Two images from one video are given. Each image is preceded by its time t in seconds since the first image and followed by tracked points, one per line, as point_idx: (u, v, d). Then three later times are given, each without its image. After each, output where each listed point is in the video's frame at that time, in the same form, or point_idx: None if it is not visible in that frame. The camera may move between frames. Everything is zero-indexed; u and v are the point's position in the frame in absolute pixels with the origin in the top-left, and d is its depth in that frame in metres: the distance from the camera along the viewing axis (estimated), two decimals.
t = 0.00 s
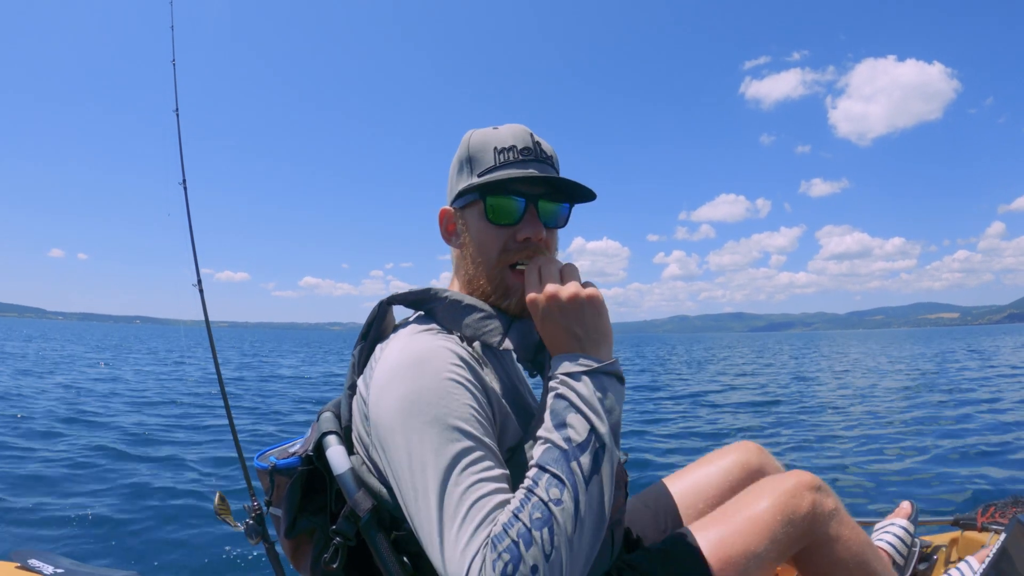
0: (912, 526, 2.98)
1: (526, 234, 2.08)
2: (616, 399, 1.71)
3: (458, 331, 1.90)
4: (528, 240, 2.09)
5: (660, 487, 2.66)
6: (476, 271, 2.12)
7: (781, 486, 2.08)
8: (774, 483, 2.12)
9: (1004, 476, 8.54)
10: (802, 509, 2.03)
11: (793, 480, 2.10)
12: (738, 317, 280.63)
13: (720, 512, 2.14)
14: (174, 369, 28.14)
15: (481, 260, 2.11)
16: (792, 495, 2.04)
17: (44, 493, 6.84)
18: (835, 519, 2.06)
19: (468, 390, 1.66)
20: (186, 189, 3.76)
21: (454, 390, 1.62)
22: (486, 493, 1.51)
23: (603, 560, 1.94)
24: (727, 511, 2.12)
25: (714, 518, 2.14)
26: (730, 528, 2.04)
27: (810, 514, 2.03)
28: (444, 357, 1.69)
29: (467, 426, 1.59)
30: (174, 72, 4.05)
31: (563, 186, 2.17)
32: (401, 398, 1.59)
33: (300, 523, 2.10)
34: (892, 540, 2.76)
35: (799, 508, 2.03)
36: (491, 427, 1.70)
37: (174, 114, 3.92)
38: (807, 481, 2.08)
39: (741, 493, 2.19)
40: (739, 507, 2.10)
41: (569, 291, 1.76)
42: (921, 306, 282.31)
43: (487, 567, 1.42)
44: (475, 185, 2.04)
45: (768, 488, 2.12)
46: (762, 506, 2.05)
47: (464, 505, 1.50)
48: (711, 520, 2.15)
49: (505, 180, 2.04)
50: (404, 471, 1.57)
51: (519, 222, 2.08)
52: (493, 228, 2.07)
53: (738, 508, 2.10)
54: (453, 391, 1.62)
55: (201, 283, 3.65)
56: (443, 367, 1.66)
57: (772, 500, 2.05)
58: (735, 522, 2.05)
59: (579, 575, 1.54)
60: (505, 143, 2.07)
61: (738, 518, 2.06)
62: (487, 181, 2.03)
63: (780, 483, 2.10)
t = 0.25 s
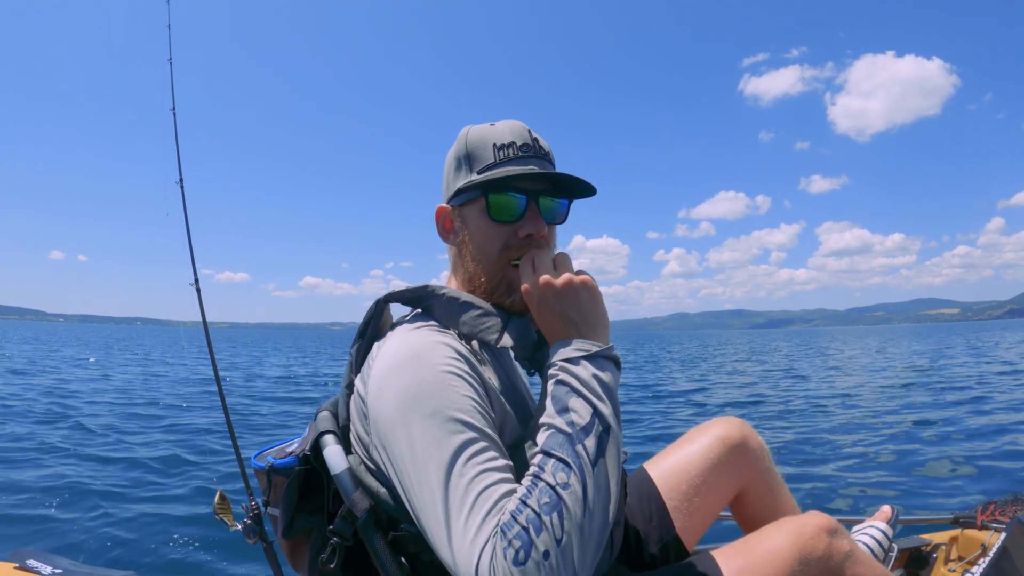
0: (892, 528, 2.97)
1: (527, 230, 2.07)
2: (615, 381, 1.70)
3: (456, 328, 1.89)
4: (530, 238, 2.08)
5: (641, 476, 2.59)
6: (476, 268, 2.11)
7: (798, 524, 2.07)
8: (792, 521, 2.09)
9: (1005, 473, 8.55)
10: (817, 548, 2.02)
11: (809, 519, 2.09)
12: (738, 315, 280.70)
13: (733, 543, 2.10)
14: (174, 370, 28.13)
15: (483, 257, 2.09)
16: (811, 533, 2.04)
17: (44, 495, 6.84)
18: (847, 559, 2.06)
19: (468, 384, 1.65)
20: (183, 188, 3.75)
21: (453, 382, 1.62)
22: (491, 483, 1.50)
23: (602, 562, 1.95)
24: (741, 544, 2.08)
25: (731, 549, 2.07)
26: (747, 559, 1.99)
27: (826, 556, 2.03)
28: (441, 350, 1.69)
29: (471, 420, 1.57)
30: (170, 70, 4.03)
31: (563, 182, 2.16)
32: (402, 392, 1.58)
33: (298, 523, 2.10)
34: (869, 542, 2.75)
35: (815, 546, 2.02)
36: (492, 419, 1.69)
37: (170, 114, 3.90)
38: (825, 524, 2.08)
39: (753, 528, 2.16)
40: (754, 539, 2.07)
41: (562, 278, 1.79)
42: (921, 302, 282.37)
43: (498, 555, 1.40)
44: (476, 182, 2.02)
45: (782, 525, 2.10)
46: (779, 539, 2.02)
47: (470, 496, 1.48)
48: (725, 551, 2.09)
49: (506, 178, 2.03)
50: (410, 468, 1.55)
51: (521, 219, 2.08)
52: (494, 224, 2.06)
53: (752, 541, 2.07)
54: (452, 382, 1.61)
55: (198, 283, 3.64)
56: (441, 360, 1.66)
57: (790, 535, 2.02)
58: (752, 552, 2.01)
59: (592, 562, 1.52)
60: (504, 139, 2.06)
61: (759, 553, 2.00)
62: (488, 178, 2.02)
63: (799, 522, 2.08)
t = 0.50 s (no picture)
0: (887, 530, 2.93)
1: (536, 234, 2.08)
2: (625, 378, 1.72)
3: (458, 327, 1.90)
4: (539, 242, 2.10)
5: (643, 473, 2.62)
6: (483, 269, 2.11)
7: (802, 525, 2.08)
8: (795, 522, 2.10)
9: (1006, 474, 8.53)
10: (823, 548, 2.03)
11: (815, 519, 2.10)
12: (739, 316, 280.50)
13: (740, 546, 2.13)
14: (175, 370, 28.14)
15: (490, 259, 2.09)
16: (815, 534, 2.04)
17: (44, 495, 6.84)
18: (854, 560, 2.06)
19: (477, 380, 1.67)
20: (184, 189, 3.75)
21: (464, 378, 1.63)
22: (506, 477, 1.51)
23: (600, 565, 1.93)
24: (747, 547, 2.11)
25: (735, 552, 2.11)
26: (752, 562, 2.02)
27: (829, 558, 2.03)
28: (450, 346, 1.71)
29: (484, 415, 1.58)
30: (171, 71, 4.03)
31: (574, 190, 2.18)
32: (415, 388, 1.59)
33: (300, 524, 2.10)
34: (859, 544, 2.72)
35: (820, 546, 2.03)
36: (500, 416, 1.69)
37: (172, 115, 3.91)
38: (829, 524, 2.08)
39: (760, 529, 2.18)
40: (759, 542, 2.09)
41: (573, 279, 1.80)
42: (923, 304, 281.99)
43: (516, 546, 1.40)
44: (489, 185, 2.02)
45: (788, 526, 2.12)
46: (783, 542, 2.04)
47: (485, 490, 1.48)
48: (731, 553, 2.14)
49: (519, 182, 2.04)
50: (424, 467, 1.54)
51: (531, 223, 2.09)
52: (504, 228, 2.07)
53: (757, 544, 2.09)
54: (462, 379, 1.62)
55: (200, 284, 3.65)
56: (451, 357, 1.67)
57: (793, 537, 2.04)
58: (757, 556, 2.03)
59: (604, 556, 1.53)
60: (517, 146, 2.07)
61: (761, 555, 2.03)
62: (501, 182, 2.03)
63: (804, 522, 2.08)
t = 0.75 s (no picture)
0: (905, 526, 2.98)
1: (537, 226, 2.08)
2: (625, 383, 1.70)
3: (455, 325, 1.89)
4: (540, 235, 2.09)
5: (660, 488, 2.67)
6: (486, 263, 2.09)
7: (788, 488, 2.04)
8: (782, 484, 2.07)
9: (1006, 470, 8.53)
10: (810, 511, 2.00)
11: (800, 481, 2.07)
12: (740, 311, 280.43)
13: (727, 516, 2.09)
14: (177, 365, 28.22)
15: (492, 254, 2.08)
16: (801, 498, 2.01)
17: (46, 491, 6.87)
18: (842, 521, 2.03)
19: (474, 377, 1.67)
20: (182, 187, 3.75)
21: (461, 378, 1.62)
22: (500, 475, 1.51)
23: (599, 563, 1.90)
24: (734, 515, 2.07)
25: (722, 523, 2.08)
26: (739, 532, 1.98)
27: (819, 518, 2.00)
28: (448, 344, 1.71)
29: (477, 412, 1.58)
30: (169, 68, 4.03)
31: (571, 181, 2.19)
32: (410, 386, 1.58)
33: (298, 523, 2.11)
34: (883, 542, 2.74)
35: (807, 510, 2.00)
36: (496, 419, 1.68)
37: (170, 113, 3.90)
38: (816, 483, 2.05)
39: (746, 495, 2.14)
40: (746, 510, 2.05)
41: (584, 278, 1.79)
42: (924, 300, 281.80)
43: (508, 550, 1.41)
44: (491, 177, 2.02)
45: (774, 490, 2.08)
46: (769, 508, 2.00)
47: (479, 491, 1.48)
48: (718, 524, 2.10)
49: (520, 173, 2.04)
50: (415, 459, 1.54)
51: (532, 215, 2.09)
52: (505, 220, 2.06)
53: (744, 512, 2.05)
54: (459, 378, 1.62)
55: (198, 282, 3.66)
56: (448, 355, 1.66)
57: (780, 502, 2.01)
58: (744, 525, 2.00)
59: (596, 561, 1.53)
60: (515, 139, 2.08)
61: (748, 521, 2.00)
62: (502, 174, 2.03)
63: (790, 485, 2.05)
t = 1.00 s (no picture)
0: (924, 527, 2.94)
1: (554, 216, 2.10)
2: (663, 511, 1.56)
3: (455, 324, 1.89)
4: (552, 228, 2.10)
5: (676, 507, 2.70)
6: (506, 257, 2.06)
7: (761, 450, 2.06)
8: (752, 446, 2.10)
9: (1005, 468, 8.54)
10: (785, 470, 2.02)
11: (772, 442, 2.08)
12: (740, 309, 280.45)
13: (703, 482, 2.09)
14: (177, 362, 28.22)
15: (510, 246, 2.05)
16: (775, 458, 2.03)
17: (46, 489, 6.87)
18: (817, 480, 2.06)
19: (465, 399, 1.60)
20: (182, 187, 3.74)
21: (456, 394, 1.58)
22: (459, 514, 1.48)
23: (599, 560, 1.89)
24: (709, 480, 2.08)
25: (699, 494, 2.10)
26: (716, 498, 1.99)
27: (791, 476, 2.02)
28: (449, 357, 1.63)
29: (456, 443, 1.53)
30: (169, 68, 4.03)
31: (573, 176, 2.23)
32: (395, 400, 1.54)
33: (297, 523, 2.10)
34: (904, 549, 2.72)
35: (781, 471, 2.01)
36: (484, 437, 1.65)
37: (170, 113, 3.91)
38: (789, 444, 2.07)
39: (720, 460, 2.16)
40: (721, 475, 2.06)
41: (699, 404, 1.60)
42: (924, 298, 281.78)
43: None
44: (509, 170, 2.01)
45: (746, 451, 2.09)
46: (743, 471, 2.02)
47: (434, 523, 1.46)
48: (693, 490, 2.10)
49: (533, 167, 2.06)
50: (384, 475, 1.54)
51: (542, 209, 2.09)
52: (523, 212, 2.05)
53: (718, 477, 2.07)
54: (455, 394, 1.57)
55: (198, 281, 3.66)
56: (445, 370, 1.60)
57: (753, 464, 2.02)
58: (720, 491, 2.01)
59: None
60: (519, 137, 2.10)
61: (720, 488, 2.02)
62: (519, 166, 2.03)
63: (760, 447, 2.07)
